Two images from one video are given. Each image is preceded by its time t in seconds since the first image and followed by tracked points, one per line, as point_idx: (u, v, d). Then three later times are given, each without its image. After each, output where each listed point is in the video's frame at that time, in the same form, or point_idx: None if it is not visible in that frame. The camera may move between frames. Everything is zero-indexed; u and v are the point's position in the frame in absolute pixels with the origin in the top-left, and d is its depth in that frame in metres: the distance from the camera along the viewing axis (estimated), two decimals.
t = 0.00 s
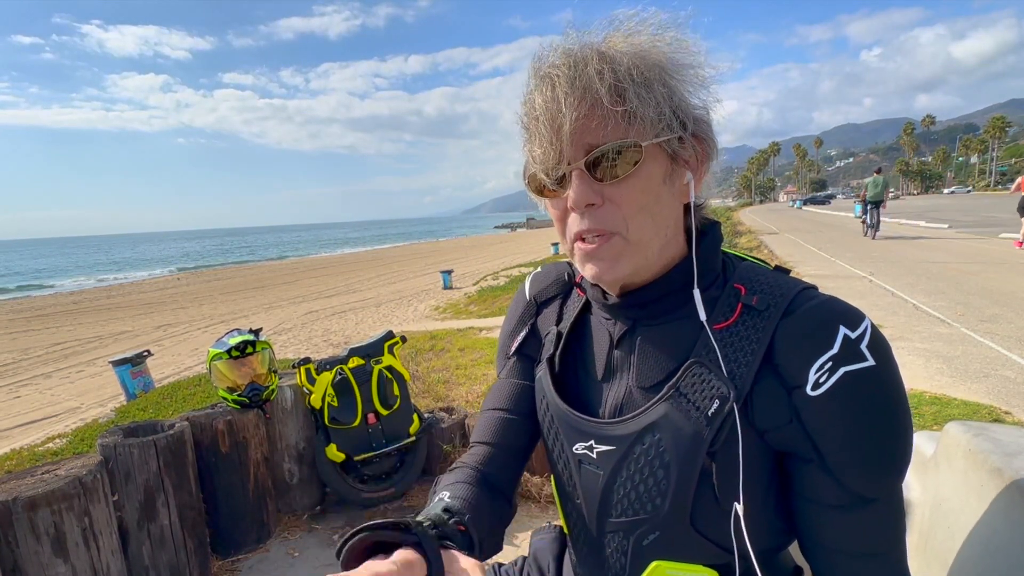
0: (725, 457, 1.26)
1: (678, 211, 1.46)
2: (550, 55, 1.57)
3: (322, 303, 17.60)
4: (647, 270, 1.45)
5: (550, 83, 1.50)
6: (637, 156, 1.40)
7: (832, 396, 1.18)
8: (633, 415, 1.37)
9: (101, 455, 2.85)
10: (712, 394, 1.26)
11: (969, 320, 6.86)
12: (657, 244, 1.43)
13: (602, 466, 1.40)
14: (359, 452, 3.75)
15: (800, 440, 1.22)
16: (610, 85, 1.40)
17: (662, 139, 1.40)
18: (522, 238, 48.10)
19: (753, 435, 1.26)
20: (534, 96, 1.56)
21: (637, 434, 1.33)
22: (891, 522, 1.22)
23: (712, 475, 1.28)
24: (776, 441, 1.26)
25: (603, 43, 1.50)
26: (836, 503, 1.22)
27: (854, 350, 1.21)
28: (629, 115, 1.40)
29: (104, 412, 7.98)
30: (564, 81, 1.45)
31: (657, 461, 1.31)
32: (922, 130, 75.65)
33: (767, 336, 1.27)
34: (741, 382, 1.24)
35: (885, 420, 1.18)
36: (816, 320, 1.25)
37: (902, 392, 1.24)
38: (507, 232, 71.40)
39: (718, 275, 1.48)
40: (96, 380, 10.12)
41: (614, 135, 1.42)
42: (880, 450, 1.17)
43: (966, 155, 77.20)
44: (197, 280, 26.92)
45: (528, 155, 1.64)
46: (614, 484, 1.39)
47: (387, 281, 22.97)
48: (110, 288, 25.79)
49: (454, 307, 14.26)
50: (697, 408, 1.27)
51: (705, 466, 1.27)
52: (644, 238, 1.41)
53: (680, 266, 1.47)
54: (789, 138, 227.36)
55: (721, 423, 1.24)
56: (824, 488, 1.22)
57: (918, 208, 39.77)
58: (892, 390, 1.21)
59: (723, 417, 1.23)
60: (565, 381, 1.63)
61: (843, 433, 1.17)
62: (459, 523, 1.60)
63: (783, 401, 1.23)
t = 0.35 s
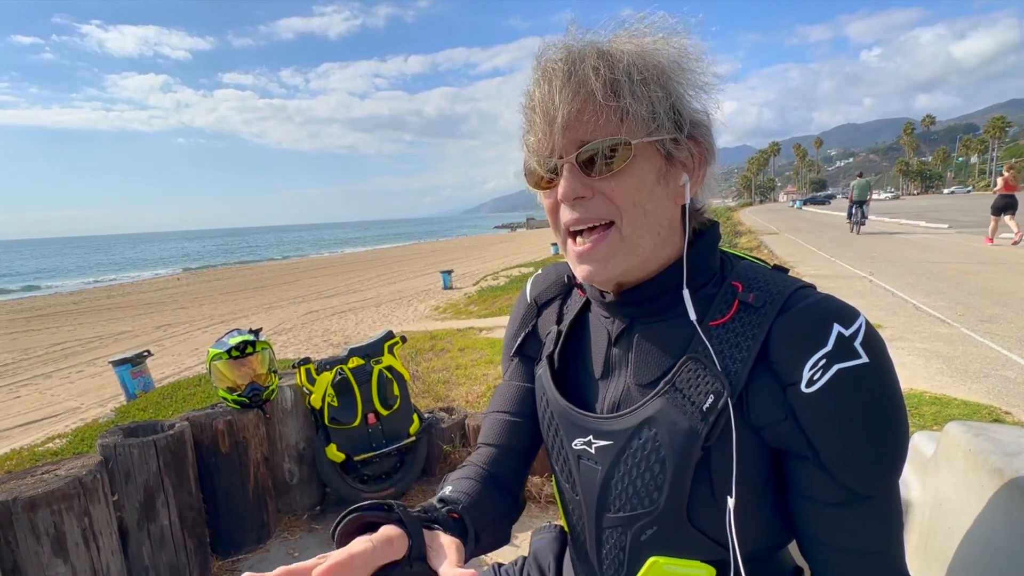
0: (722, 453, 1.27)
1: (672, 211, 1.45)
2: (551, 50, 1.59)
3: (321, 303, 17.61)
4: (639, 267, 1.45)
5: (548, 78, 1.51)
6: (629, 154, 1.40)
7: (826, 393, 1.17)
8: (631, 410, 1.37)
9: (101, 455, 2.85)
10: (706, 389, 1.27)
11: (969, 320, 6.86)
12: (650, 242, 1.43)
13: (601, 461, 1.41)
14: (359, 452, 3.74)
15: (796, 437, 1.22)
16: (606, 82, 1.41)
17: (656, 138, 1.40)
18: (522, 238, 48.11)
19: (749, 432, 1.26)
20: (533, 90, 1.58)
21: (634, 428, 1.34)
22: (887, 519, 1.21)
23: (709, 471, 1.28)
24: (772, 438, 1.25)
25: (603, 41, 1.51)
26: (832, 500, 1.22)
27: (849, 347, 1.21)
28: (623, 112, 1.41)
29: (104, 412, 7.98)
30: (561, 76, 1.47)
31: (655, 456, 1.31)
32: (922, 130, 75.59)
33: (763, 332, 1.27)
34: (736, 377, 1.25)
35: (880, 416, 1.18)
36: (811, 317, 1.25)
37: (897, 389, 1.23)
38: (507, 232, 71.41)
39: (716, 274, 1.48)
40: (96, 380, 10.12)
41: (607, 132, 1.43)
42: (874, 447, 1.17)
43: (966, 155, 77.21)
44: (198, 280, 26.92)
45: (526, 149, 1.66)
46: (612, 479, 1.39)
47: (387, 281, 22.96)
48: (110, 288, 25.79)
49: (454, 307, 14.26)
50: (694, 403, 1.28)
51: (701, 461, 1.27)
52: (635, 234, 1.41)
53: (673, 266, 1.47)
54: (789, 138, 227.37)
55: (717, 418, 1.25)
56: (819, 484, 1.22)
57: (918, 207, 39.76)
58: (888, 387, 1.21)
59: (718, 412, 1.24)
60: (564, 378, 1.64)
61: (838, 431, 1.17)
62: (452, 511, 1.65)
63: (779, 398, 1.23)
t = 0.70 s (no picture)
0: (722, 454, 1.27)
1: (665, 211, 1.45)
2: (530, 64, 1.59)
3: (321, 303, 17.61)
4: (633, 270, 1.45)
5: (529, 91, 1.52)
6: (615, 159, 1.41)
7: (825, 394, 1.17)
8: (630, 408, 1.38)
9: (101, 455, 2.85)
10: (706, 388, 1.27)
11: (969, 320, 6.86)
12: (642, 244, 1.43)
13: (600, 459, 1.41)
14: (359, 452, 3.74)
15: (795, 439, 1.22)
16: (585, 91, 1.42)
17: (641, 141, 1.40)
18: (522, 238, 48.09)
19: (748, 433, 1.26)
20: (516, 105, 1.60)
21: (633, 427, 1.35)
22: (887, 522, 1.21)
23: (709, 471, 1.28)
24: (772, 440, 1.25)
25: (580, 50, 1.52)
26: (831, 502, 1.22)
27: (847, 348, 1.21)
28: (604, 118, 1.41)
29: (104, 412, 7.99)
30: (540, 89, 1.48)
31: (654, 455, 1.32)
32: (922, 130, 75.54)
33: (762, 332, 1.27)
34: (736, 377, 1.25)
35: (879, 418, 1.18)
36: (811, 318, 1.25)
37: (896, 391, 1.23)
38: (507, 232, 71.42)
39: (716, 274, 1.48)
40: (95, 380, 10.12)
41: (592, 138, 1.43)
42: (874, 449, 1.17)
43: (966, 155, 77.23)
44: (198, 280, 26.91)
45: (514, 162, 1.66)
46: (611, 477, 1.40)
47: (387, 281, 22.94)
48: (110, 288, 25.80)
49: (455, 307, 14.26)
50: (693, 403, 1.28)
51: (700, 461, 1.28)
52: (627, 238, 1.41)
53: (669, 266, 1.47)
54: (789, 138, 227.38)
55: (716, 418, 1.25)
56: (819, 486, 1.22)
57: (918, 207, 39.75)
58: (887, 388, 1.20)
59: (717, 412, 1.24)
60: (565, 377, 1.64)
61: (837, 432, 1.17)
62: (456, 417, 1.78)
63: (778, 399, 1.23)
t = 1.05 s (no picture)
0: (725, 452, 1.27)
1: (653, 211, 1.43)
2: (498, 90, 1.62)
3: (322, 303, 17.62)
4: (627, 273, 1.46)
5: (502, 116, 1.55)
6: (594, 167, 1.40)
7: (827, 390, 1.17)
8: (632, 407, 1.38)
9: (101, 455, 2.85)
10: (709, 388, 1.27)
11: (969, 320, 6.87)
12: (633, 246, 1.42)
13: (602, 457, 1.41)
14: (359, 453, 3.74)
15: (798, 436, 1.22)
16: (552, 107, 1.43)
17: (616, 147, 1.39)
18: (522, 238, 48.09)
19: (752, 431, 1.26)
20: (494, 130, 1.62)
21: (635, 425, 1.35)
22: (890, 520, 1.22)
23: (712, 470, 1.28)
24: (776, 439, 1.24)
25: (543, 69, 1.53)
26: (834, 500, 1.22)
27: (851, 344, 1.21)
28: (575, 130, 1.41)
29: (104, 412, 7.99)
30: (511, 113, 1.50)
31: (656, 453, 1.32)
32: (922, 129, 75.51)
33: (764, 330, 1.27)
34: (739, 376, 1.25)
35: (882, 414, 1.18)
36: (813, 315, 1.25)
37: (900, 388, 1.23)
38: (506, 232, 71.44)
39: (717, 272, 1.48)
40: (95, 380, 10.12)
41: (567, 150, 1.43)
42: (878, 447, 1.17)
43: (966, 155, 77.23)
44: (198, 280, 26.92)
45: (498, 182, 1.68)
46: (614, 476, 1.39)
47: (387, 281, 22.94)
48: (110, 288, 25.80)
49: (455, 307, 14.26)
50: (696, 401, 1.28)
51: (703, 459, 1.28)
52: (615, 245, 1.42)
53: (665, 265, 1.47)
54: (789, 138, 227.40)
55: (718, 417, 1.25)
56: (821, 484, 1.22)
57: (918, 207, 39.75)
58: (890, 385, 1.20)
59: (720, 411, 1.24)
60: (567, 375, 1.64)
61: (840, 429, 1.17)
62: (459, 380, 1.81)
63: (781, 397, 1.22)
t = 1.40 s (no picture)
0: (727, 454, 1.27)
1: (660, 210, 1.44)
2: (503, 89, 1.61)
3: (322, 303, 17.62)
4: (637, 274, 1.46)
5: (508, 115, 1.54)
6: (604, 167, 1.41)
7: (834, 393, 1.17)
8: (633, 408, 1.38)
9: (101, 455, 2.85)
10: (713, 389, 1.27)
11: (969, 320, 6.87)
12: (642, 247, 1.43)
13: (601, 458, 1.41)
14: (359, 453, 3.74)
15: (804, 439, 1.22)
16: (561, 106, 1.43)
17: (626, 146, 1.40)
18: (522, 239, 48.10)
19: (755, 432, 1.26)
20: (499, 129, 1.61)
21: (637, 427, 1.35)
22: (893, 523, 1.21)
23: (713, 472, 1.28)
24: (780, 441, 1.24)
25: (550, 67, 1.52)
26: (837, 502, 1.22)
27: (856, 346, 1.20)
28: (586, 129, 1.41)
29: (104, 412, 7.99)
30: (518, 111, 1.49)
31: (656, 454, 1.32)
32: (922, 130, 75.42)
33: (768, 330, 1.27)
34: (743, 376, 1.25)
35: (888, 416, 1.18)
36: (819, 316, 1.25)
37: (905, 390, 1.23)
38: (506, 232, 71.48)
39: (722, 272, 1.48)
40: (95, 381, 10.11)
41: (577, 149, 1.43)
42: (883, 449, 1.17)
43: (966, 155, 77.27)
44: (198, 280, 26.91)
45: (502, 183, 1.67)
46: (614, 477, 1.40)
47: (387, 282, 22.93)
48: (110, 288, 25.81)
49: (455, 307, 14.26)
50: (699, 402, 1.28)
51: (705, 461, 1.28)
52: (626, 245, 1.42)
53: (671, 264, 1.48)
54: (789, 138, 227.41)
55: (720, 419, 1.25)
56: (824, 485, 1.22)
57: (918, 207, 39.77)
58: (895, 386, 1.20)
59: (723, 412, 1.25)
60: (569, 375, 1.65)
61: (846, 432, 1.16)
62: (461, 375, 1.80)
63: (786, 398, 1.22)
